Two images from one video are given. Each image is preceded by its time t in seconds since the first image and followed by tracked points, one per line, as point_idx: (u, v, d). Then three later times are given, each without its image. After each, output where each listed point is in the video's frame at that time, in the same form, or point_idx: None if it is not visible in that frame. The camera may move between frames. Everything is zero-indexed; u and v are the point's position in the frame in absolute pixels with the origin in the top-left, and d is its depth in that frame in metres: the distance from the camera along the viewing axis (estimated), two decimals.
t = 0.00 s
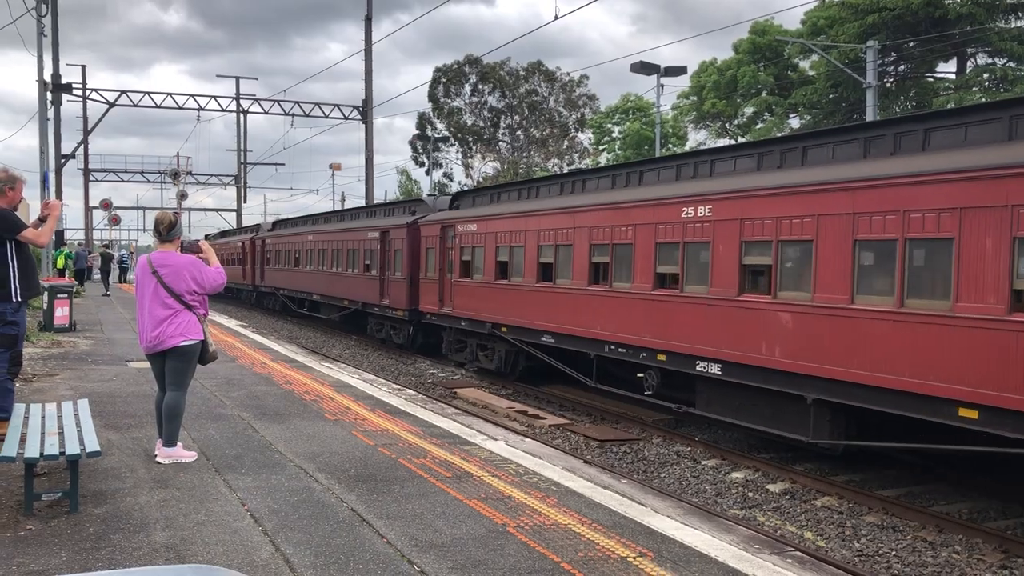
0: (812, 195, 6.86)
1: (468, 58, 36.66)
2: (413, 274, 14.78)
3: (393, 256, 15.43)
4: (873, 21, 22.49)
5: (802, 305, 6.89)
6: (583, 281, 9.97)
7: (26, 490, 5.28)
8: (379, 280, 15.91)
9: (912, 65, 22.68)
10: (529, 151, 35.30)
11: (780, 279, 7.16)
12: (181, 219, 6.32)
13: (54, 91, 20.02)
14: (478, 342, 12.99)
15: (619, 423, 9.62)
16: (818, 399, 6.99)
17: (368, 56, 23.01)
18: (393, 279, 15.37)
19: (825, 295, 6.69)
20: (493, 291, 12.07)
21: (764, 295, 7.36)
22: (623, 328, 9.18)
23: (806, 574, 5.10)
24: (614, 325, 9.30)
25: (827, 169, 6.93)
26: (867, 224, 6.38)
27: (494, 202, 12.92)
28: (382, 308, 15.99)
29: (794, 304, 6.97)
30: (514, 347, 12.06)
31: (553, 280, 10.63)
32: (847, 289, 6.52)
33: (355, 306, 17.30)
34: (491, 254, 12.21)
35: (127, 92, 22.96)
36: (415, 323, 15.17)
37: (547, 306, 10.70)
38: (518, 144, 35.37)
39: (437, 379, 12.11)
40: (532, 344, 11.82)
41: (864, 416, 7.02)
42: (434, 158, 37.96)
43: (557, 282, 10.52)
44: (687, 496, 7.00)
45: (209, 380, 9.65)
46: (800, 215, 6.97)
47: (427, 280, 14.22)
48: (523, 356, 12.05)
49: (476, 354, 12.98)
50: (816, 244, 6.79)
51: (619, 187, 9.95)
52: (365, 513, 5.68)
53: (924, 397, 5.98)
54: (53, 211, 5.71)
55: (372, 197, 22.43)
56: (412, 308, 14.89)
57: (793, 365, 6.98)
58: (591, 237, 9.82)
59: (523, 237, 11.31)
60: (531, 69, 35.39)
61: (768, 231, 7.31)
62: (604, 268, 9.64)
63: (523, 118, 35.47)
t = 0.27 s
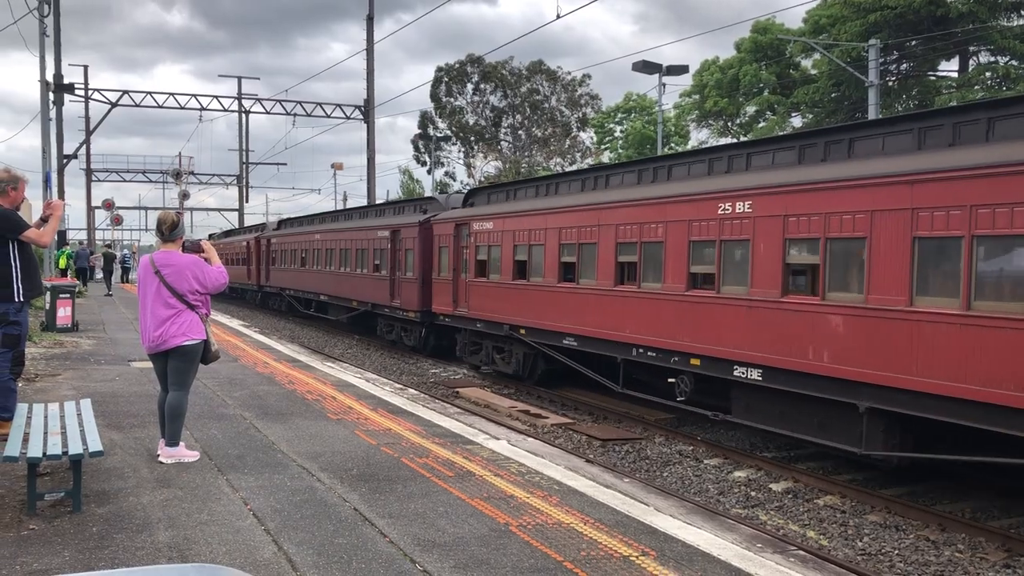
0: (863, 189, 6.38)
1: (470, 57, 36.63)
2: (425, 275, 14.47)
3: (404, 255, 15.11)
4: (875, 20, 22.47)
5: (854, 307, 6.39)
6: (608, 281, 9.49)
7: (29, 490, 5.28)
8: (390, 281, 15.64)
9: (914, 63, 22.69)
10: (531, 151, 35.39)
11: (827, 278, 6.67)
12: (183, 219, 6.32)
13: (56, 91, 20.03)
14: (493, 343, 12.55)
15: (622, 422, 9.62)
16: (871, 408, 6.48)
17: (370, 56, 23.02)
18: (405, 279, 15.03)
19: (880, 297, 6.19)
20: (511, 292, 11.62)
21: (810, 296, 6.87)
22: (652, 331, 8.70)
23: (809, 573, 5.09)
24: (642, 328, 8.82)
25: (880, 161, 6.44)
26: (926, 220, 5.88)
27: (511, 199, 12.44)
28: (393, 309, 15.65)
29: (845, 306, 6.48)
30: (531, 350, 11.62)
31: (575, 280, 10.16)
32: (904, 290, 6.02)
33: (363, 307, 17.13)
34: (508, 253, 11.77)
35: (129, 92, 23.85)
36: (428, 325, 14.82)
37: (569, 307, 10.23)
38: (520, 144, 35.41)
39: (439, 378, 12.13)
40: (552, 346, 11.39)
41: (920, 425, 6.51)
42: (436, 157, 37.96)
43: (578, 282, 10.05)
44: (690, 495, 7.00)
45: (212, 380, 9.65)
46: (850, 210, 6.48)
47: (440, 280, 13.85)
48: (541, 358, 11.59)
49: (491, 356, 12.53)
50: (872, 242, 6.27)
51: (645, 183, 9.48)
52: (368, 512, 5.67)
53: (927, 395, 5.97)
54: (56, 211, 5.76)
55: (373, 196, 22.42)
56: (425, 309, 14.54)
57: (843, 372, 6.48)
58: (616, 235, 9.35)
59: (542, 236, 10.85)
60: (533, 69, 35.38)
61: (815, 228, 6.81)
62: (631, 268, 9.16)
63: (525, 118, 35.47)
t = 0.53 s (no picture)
0: (921, 185, 5.99)
1: (472, 57, 36.62)
2: (437, 275, 14.15)
3: (416, 255, 14.81)
4: (877, 20, 22.45)
5: (911, 311, 6.02)
6: (636, 282, 9.11)
7: (31, 490, 5.28)
8: (400, 281, 15.35)
9: (916, 63, 22.67)
10: (533, 150, 35.44)
11: (880, 280, 6.30)
12: (185, 218, 6.33)
13: (58, 91, 20.04)
14: (510, 346, 12.23)
15: (624, 422, 9.62)
16: (929, 419, 6.09)
17: (371, 56, 23.03)
18: (416, 280, 14.71)
19: (941, 299, 5.81)
20: (531, 293, 11.25)
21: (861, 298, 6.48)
22: (685, 335, 8.32)
23: (811, 573, 5.08)
24: (674, 331, 8.45)
25: (937, 155, 6.07)
26: (995, 217, 5.49)
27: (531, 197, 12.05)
28: (404, 311, 15.33)
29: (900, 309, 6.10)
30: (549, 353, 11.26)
31: (599, 281, 9.78)
32: (968, 293, 5.64)
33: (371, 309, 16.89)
34: (527, 253, 11.41)
35: (131, 93, 24.65)
36: (440, 327, 14.51)
37: (593, 309, 9.86)
38: (522, 143, 35.44)
39: (440, 378, 12.15)
40: (572, 349, 11.04)
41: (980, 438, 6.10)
42: (437, 157, 37.96)
43: (603, 283, 9.68)
44: (691, 495, 7.00)
45: (214, 380, 9.65)
46: (906, 207, 6.10)
47: (454, 280, 13.53)
48: (560, 362, 11.25)
49: (508, 360, 12.22)
50: (932, 241, 5.90)
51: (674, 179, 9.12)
52: (369, 512, 5.68)
53: (930, 395, 5.97)
54: (57, 211, 5.74)
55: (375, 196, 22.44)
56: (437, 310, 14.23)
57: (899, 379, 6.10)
58: (644, 233, 8.98)
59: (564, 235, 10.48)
60: (535, 68, 35.39)
61: (867, 226, 6.42)
62: (661, 268, 8.78)
63: (526, 118, 35.48)
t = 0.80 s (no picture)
0: (994, 179, 5.48)
1: (474, 58, 36.62)
2: (449, 277, 13.74)
3: (427, 256, 14.39)
4: (878, 22, 22.45)
5: (975, 318, 5.54)
6: (664, 285, 8.63)
7: (32, 490, 5.29)
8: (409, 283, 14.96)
9: (917, 65, 22.66)
10: (534, 151, 35.43)
11: (938, 284, 5.82)
12: (186, 219, 6.34)
13: (59, 91, 20.06)
14: (527, 351, 11.85)
15: (624, 423, 9.63)
16: (993, 435, 5.61)
17: (373, 57, 23.04)
18: (427, 282, 14.30)
19: (1010, 306, 5.34)
20: (549, 295, 10.79)
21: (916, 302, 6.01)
22: (718, 341, 7.84)
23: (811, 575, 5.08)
24: (708, 336, 7.97)
25: (1003, 149, 5.60)
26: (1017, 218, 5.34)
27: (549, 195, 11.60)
28: (414, 313, 14.97)
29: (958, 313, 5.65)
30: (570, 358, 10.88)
31: (624, 283, 9.30)
32: None
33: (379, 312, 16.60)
34: (544, 253, 10.97)
35: (134, 92, 25.57)
36: (452, 330, 14.14)
37: (615, 313, 9.40)
38: (523, 144, 35.45)
39: (440, 379, 12.17)
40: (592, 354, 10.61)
41: None
42: (439, 158, 37.97)
43: (628, 285, 9.20)
44: (691, 496, 7.00)
45: (214, 380, 9.65)
46: (969, 205, 5.62)
47: (467, 282, 13.15)
48: (581, 369, 10.85)
49: (524, 364, 11.84)
50: (1000, 241, 5.42)
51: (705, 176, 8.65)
52: (370, 513, 5.68)
53: (930, 397, 5.97)
54: (58, 210, 5.74)
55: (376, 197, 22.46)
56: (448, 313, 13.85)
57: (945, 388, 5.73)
58: (673, 233, 8.51)
59: (585, 235, 10.02)
60: (536, 69, 35.41)
61: (925, 225, 5.92)
62: (693, 270, 8.30)
63: (528, 119, 35.48)
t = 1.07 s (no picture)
0: None
1: (475, 60, 36.64)
2: (463, 280, 13.57)
3: (439, 258, 14.23)
4: (880, 24, 22.47)
5: None
6: (698, 288, 8.35)
7: (33, 491, 5.29)
8: (421, 286, 14.83)
9: (919, 68, 22.68)
10: (536, 153, 35.44)
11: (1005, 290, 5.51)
12: (187, 220, 6.34)
13: (61, 92, 20.08)
14: (545, 356, 11.63)
15: (624, 425, 9.63)
16: None
17: (374, 59, 23.07)
18: (440, 285, 14.12)
19: None
20: (571, 299, 10.53)
21: (977, 308, 5.73)
22: (756, 348, 7.58)
23: None
24: (747, 342, 7.69)
25: None
26: None
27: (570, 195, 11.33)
28: (426, 317, 14.78)
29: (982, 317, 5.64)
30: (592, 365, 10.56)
31: (654, 286, 9.03)
32: None
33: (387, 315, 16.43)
34: (566, 255, 10.72)
35: (135, 95, 24.27)
36: (465, 335, 13.96)
37: (644, 318, 9.15)
38: (524, 146, 35.46)
39: (441, 380, 12.17)
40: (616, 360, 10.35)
41: None
42: (440, 160, 37.99)
43: (659, 288, 8.92)
44: (692, 499, 7.00)
45: (215, 381, 9.66)
46: None
47: (482, 285, 12.92)
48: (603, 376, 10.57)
49: (543, 370, 11.62)
50: None
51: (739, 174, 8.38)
52: (371, 515, 5.69)
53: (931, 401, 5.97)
54: (60, 211, 5.84)
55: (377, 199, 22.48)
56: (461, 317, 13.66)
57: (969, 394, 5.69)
58: (707, 235, 8.24)
59: (610, 237, 9.76)
60: (538, 71, 35.45)
61: (992, 226, 5.63)
62: (727, 272, 8.06)
63: (529, 121, 35.50)
